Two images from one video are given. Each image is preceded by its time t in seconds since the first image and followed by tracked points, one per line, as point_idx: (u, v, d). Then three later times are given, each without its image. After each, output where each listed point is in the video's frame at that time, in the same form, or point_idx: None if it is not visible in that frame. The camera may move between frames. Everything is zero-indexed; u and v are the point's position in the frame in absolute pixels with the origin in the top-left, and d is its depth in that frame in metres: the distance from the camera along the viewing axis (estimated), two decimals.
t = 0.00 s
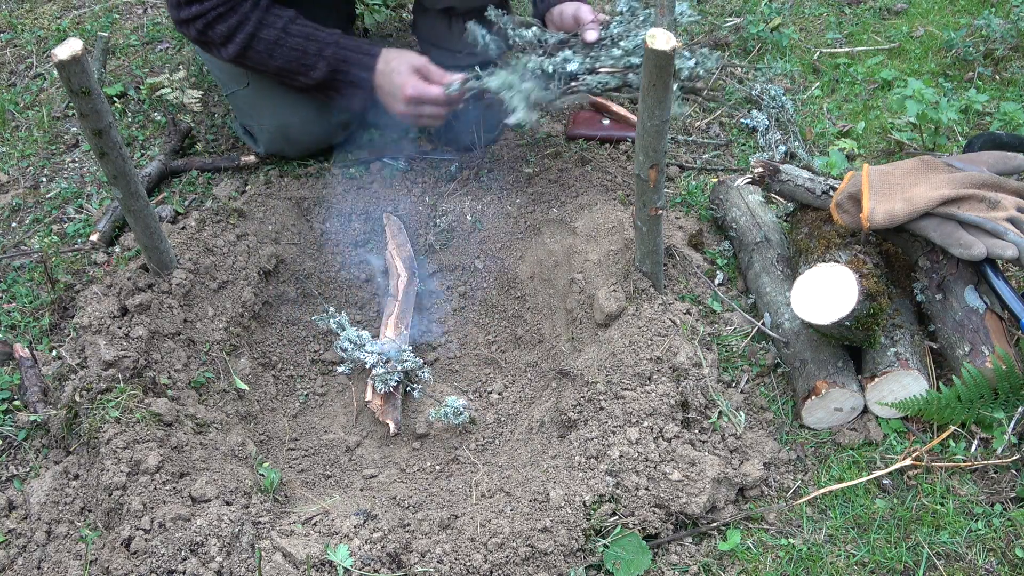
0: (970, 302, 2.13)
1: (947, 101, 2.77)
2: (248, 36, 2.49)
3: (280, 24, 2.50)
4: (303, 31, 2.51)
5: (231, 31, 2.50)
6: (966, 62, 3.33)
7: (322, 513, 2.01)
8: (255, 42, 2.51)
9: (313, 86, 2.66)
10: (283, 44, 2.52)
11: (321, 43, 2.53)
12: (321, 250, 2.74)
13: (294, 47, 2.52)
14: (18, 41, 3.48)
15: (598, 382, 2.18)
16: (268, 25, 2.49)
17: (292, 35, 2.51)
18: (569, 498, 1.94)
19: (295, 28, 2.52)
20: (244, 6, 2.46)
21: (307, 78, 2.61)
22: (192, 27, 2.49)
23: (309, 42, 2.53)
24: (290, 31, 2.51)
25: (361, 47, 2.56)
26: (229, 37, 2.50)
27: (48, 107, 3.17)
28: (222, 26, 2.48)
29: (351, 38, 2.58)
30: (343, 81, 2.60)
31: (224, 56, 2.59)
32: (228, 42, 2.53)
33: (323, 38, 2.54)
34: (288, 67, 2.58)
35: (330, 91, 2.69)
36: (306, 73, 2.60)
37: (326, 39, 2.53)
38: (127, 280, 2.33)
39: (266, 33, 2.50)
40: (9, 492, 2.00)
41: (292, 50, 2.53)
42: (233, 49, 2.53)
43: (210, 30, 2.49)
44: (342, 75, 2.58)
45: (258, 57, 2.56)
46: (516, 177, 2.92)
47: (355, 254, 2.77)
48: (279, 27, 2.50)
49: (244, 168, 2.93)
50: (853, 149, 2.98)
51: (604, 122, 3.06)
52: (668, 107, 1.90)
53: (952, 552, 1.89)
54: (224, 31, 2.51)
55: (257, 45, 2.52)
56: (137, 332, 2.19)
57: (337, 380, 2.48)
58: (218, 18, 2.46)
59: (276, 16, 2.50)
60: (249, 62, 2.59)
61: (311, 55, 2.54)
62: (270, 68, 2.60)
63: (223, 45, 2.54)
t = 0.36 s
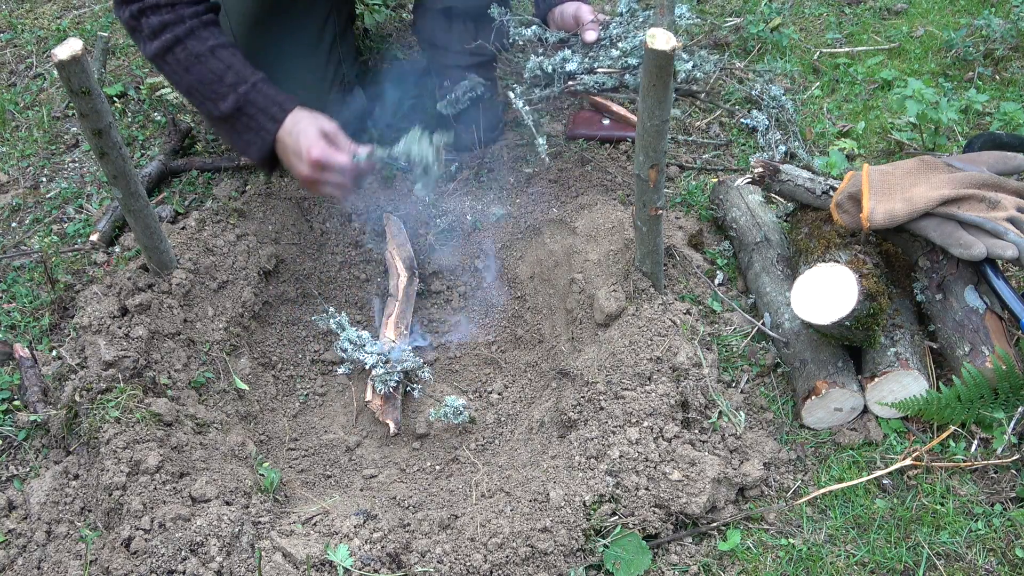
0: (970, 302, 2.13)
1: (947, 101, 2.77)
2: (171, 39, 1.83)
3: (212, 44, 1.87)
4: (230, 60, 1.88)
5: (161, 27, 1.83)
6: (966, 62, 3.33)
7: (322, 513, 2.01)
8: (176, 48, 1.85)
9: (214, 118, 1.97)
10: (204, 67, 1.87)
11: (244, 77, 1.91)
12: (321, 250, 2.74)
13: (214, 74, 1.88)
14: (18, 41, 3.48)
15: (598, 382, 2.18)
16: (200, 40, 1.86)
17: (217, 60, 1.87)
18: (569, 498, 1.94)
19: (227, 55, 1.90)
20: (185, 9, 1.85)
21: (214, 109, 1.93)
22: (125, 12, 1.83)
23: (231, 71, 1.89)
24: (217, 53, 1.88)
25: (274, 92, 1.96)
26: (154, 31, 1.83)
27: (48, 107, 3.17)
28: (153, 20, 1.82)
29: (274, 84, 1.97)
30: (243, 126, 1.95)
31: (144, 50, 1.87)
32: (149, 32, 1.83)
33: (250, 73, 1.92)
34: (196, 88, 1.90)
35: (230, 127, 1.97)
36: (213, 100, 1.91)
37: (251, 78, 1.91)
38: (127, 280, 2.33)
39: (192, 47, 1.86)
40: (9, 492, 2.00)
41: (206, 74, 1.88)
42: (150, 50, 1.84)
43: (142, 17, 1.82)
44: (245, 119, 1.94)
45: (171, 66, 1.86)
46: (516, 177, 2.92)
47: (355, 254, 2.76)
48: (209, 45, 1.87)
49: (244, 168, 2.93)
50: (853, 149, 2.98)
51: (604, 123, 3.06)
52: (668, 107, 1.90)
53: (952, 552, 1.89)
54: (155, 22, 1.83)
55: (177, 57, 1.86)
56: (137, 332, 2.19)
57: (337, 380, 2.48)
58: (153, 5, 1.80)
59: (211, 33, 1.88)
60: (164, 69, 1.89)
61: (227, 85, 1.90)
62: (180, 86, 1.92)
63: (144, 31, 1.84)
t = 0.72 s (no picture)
0: (970, 302, 2.13)
1: (947, 101, 2.77)
2: (195, 109, 1.78)
3: (230, 133, 1.83)
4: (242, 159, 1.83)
5: (184, 87, 1.77)
6: (966, 62, 3.33)
7: (322, 513, 2.00)
8: (195, 122, 1.79)
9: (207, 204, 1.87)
10: (214, 151, 1.80)
11: (249, 181, 1.84)
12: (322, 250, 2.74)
13: (222, 166, 1.81)
14: (18, 41, 3.48)
15: (598, 382, 2.18)
16: (221, 125, 1.81)
17: (231, 151, 1.82)
18: (569, 498, 1.94)
19: (240, 149, 1.85)
20: (222, 81, 1.81)
21: (208, 197, 1.84)
22: (153, 56, 1.77)
23: (238, 169, 1.83)
24: (233, 147, 1.83)
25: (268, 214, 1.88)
26: (179, 89, 1.77)
27: (48, 107, 3.17)
28: (180, 77, 1.76)
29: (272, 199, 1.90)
30: (231, 226, 1.85)
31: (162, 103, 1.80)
32: (174, 85, 1.77)
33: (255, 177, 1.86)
34: (201, 170, 1.82)
35: (217, 221, 1.87)
36: (212, 188, 1.82)
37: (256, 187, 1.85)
38: (127, 280, 2.33)
39: (211, 127, 1.79)
40: (9, 492, 2.00)
41: (213, 161, 1.81)
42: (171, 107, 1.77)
43: (172, 66, 1.76)
44: (234, 222, 1.84)
45: (182, 132, 1.79)
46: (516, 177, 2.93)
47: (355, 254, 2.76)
48: (228, 134, 1.82)
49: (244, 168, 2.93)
50: (853, 149, 2.98)
51: (604, 122, 3.06)
52: (668, 107, 1.90)
53: (952, 552, 1.89)
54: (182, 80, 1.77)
55: (193, 128, 1.79)
56: (137, 332, 2.20)
57: (337, 380, 2.48)
58: (187, 59, 1.75)
59: (235, 120, 1.85)
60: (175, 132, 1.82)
61: (230, 180, 1.82)
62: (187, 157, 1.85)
63: (168, 83, 1.77)
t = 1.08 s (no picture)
0: (970, 302, 2.13)
1: (947, 101, 2.77)
2: (200, 110, 2.08)
3: (236, 134, 2.17)
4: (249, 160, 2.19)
5: (189, 89, 2.06)
6: (966, 62, 3.33)
7: (322, 513, 2.00)
8: (202, 123, 2.09)
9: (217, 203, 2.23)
10: (223, 151, 2.15)
11: (258, 180, 2.23)
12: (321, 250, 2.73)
13: (233, 166, 2.17)
14: (18, 41, 3.48)
15: (598, 382, 2.18)
16: (227, 126, 2.14)
17: (238, 152, 2.17)
18: (569, 498, 1.94)
19: (245, 149, 2.19)
20: (222, 83, 2.12)
21: (218, 196, 2.20)
22: (156, 58, 2.05)
23: (248, 170, 2.21)
24: (237, 146, 2.17)
25: (275, 213, 2.27)
26: (180, 91, 2.06)
27: (48, 107, 3.17)
28: (185, 80, 2.05)
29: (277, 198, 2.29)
30: (242, 223, 2.24)
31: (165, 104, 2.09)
32: (177, 87, 2.05)
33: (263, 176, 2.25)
34: (209, 168, 2.16)
35: (229, 218, 2.25)
36: (224, 188, 2.19)
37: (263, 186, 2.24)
38: (127, 280, 2.33)
39: (218, 127, 2.12)
40: (9, 492, 2.00)
41: (224, 162, 2.16)
42: (178, 107, 2.06)
43: (174, 69, 2.04)
44: (245, 220, 2.23)
45: (189, 132, 2.10)
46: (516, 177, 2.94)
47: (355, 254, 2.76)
48: (234, 134, 2.15)
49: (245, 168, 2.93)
50: (853, 149, 2.98)
51: (603, 122, 3.06)
52: (668, 107, 1.90)
53: (952, 552, 1.89)
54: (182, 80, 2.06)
55: (200, 128, 2.10)
56: (137, 332, 2.20)
57: (337, 380, 2.47)
58: (188, 62, 2.05)
59: (240, 121, 2.18)
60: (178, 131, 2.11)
61: (241, 180, 2.20)
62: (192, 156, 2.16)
63: (173, 87, 2.06)
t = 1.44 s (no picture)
0: (970, 302, 2.13)
1: (947, 101, 2.77)
2: (205, 105, 2.10)
3: (242, 127, 2.18)
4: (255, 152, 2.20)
5: (193, 84, 2.08)
6: (966, 62, 3.33)
7: (322, 513, 2.01)
8: (207, 117, 2.11)
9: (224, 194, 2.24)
10: (230, 144, 2.16)
11: (264, 173, 2.24)
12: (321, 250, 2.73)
13: (239, 159, 2.18)
14: (18, 41, 3.48)
15: (598, 382, 2.18)
16: (232, 119, 2.16)
17: (244, 145, 2.19)
18: (569, 498, 1.94)
19: (251, 142, 2.21)
20: (224, 77, 2.13)
21: (225, 188, 2.22)
22: (157, 55, 2.06)
23: (254, 163, 2.22)
24: (243, 139, 2.18)
25: (282, 203, 2.30)
26: (184, 86, 2.08)
27: (48, 107, 3.17)
28: (188, 75, 2.07)
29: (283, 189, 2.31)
30: (251, 214, 2.27)
31: (168, 99, 2.10)
32: (180, 83, 2.07)
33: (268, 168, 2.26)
34: (215, 160, 2.17)
35: (236, 208, 2.26)
36: (232, 180, 2.21)
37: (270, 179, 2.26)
38: (127, 280, 2.33)
39: (223, 121, 2.14)
40: (9, 492, 2.00)
41: (229, 155, 2.17)
42: (183, 103, 2.08)
43: (176, 64, 2.05)
44: (254, 210, 2.26)
45: (194, 126, 2.12)
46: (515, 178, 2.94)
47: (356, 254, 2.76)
48: (239, 127, 2.17)
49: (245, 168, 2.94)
50: (853, 149, 2.98)
51: (603, 122, 3.05)
52: (667, 108, 1.90)
53: (952, 552, 1.89)
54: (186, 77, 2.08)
55: (205, 122, 2.12)
56: (137, 332, 2.20)
57: (337, 380, 2.47)
58: (190, 57, 2.06)
59: (243, 114, 2.20)
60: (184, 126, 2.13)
61: (246, 172, 2.22)
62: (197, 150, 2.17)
63: (176, 82, 2.07)
